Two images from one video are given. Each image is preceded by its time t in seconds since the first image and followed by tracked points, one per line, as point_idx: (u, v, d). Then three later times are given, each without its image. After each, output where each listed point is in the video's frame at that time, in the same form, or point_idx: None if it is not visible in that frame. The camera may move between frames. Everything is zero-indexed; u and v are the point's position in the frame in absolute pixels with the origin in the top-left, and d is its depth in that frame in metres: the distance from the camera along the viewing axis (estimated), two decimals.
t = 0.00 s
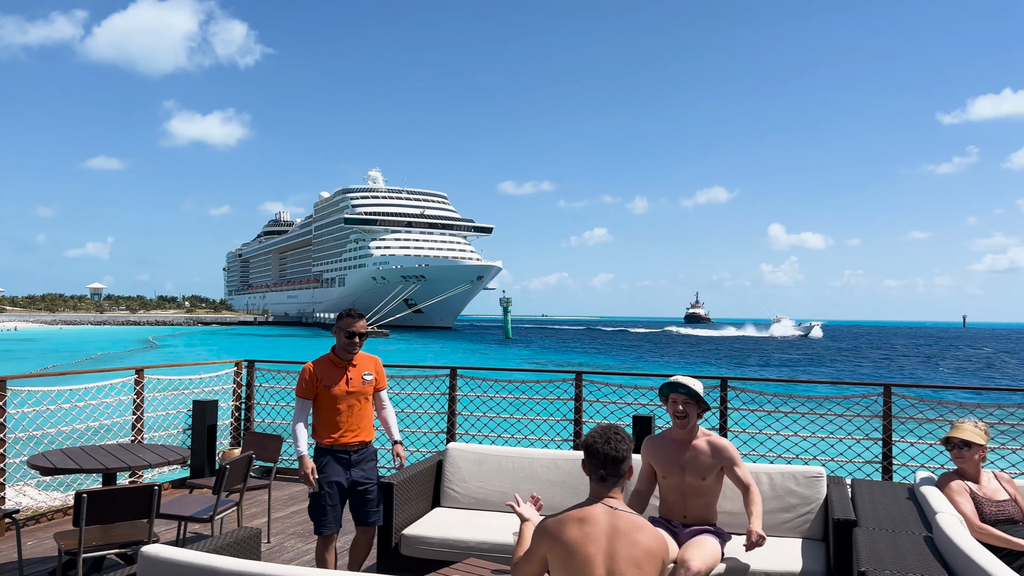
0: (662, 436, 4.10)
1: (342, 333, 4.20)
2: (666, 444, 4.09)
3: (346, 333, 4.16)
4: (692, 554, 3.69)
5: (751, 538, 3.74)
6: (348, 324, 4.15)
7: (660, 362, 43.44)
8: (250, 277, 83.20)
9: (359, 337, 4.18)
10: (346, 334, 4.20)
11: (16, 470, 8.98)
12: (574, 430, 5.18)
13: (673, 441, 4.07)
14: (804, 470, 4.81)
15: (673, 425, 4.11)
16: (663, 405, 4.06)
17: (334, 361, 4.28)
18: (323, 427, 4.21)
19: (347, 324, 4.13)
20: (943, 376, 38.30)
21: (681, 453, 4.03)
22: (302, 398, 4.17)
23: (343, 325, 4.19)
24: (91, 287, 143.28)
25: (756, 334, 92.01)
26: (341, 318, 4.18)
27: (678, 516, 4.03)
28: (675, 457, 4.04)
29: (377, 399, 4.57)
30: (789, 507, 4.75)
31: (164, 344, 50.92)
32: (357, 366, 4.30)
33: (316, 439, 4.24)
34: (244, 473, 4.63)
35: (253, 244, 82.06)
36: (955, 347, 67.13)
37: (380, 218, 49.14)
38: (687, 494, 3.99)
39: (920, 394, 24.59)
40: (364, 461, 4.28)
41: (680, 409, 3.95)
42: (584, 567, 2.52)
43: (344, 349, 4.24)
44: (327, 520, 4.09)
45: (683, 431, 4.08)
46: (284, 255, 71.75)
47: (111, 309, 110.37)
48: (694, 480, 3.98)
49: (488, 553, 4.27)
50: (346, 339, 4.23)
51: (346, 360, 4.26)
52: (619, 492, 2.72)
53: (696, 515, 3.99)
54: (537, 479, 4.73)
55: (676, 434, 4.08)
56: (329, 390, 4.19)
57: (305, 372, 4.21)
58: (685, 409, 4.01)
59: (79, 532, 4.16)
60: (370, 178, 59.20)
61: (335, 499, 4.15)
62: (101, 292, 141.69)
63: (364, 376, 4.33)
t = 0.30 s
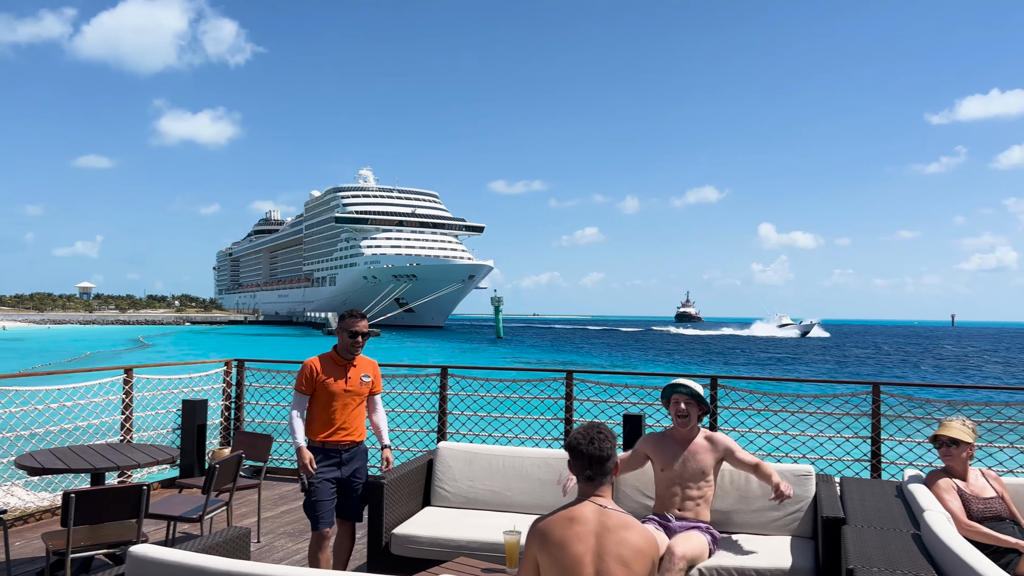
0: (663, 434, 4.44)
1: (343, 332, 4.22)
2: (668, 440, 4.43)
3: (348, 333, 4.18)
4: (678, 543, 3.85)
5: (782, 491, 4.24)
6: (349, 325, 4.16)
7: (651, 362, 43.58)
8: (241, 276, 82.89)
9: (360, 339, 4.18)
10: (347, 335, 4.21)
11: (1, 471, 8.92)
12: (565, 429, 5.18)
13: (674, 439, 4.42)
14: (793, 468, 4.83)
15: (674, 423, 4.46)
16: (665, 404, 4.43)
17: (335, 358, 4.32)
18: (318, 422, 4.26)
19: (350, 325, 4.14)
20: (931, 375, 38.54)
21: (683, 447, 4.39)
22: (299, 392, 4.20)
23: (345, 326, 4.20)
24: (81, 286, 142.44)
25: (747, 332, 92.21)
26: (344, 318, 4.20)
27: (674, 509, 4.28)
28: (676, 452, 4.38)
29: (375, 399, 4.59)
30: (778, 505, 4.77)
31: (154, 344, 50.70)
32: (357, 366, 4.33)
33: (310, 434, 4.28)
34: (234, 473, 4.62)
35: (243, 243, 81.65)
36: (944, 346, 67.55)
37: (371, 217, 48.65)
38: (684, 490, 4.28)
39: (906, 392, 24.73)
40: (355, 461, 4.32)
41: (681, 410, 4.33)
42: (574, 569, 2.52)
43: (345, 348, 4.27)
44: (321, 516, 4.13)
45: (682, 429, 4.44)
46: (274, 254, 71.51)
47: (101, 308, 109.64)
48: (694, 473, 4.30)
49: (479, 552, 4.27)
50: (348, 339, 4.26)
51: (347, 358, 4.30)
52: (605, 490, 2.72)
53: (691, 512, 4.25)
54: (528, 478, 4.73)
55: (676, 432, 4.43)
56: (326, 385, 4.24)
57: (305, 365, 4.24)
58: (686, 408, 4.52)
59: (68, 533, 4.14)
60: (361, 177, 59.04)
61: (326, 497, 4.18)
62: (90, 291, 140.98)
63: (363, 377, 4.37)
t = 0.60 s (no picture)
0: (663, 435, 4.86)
1: (334, 335, 4.15)
2: (666, 441, 4.86)
3: (341, 338, 4.13)
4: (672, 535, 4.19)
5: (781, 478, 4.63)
6: (342, 330, 4.10)
7: (641, 360, 43.70)
8: (230, 275, 82.55)
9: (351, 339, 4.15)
10: (339, 338, 4.15)
11: None
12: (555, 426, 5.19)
13: (672, 440, 4.84)
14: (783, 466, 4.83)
15: (669, 426, 4.91)
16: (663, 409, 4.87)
17: (324, 359, 4.27)
18: (311, 421, 4.27)
19: (344, 331, 4.08)
20: (918, 373, 38.79)
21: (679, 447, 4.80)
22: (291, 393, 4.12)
23: (336, 330, 4.13)
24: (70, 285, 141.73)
25: (737, 332, 92.42)
26: (336, 323, 4.12)
27: (666, 502, 4.60)
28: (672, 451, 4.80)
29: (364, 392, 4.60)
30: (768, 505, 4.78)
31: (143, 343, 50.45)
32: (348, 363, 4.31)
33: (303, 431, 4.29)
34: (222, 472, 4.59)
35: (233, 242, 81.27)
36: (932, 344, 67.94)
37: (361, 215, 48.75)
38: (678, 483, 4.64)
39: (892, 390, 24.86)
40: (350, 457, 4.35)
41: (679, 413, 4.76)
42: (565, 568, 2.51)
43: (335, 351, 4.21)
44: (315, 513, 4.13)
45: (678, 431, 4.87)
46: (264, 253, 71.22)
47: (89, 307, 108.80)
48: (688, 467, 4.69)
49: (469, 550, 4.27)
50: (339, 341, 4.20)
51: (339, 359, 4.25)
52: (593, 487, 2.73)
53: (683, 506, 4.57)
54: (519, 476, 4.73)
55: (673, 433, 4.87)
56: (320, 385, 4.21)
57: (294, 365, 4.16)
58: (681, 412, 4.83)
59: (55, 533, 4.11)
60: (352, 176, 58.91)
61: (321, 494, 4.19)
62: (79, 291, 140.29)
63: (353, 372, 4.36)
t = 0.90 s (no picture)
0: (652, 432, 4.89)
1: (320, 326, 4.18)
2: (655, 437, 4.90)
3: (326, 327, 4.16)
4: (658, 539, 4.17)
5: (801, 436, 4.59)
6: (327, 320, 4.13)
7: (632, 359, 43.85)
8: (220, 274, 82.15)
9: (338, 332, 4.18)
10: (325, 328, 4.19)
11: None
12: (546, 424, 5.19)
13: (661, 436, 4.89)
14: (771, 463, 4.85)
15: (659, 422, 4.95)
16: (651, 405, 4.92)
17: (311, 353, 4.29)
18: (302, 419, 4.25)
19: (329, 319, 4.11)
20: (906, 370, 39.10)
21: (667, 443, 4.84)
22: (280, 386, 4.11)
23: (321, 321, 4.17)
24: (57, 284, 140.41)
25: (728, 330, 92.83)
26: (321, 314, 4.15)
27: (654, 498, 4.59)
28: (661, 447, 4.83)
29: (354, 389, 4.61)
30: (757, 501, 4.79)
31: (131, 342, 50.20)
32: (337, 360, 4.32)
33: (294, 430, 4.27)
34: (211, 471, 4.57)
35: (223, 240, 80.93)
36: (920, 342, 68.51)
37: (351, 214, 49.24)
38: (666, 478, 4.65)
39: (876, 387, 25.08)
40: (342, 455, 4.34)
41: (667, 410, 4.82)
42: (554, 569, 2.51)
43: (322, 343, 4.25)
44: (305, 512, 4.12)
45: (666, 427, 4.92)
46: (253, 251, 70.96)
47: (78, 306, 108.05)
48: (676, 461, 4.72)
49: (458, 548, 4.28)
50: (325, 332, 4.24)
51: (326, 352, 4.28)
52: (581, 484, 2.75)
53: (671, 502, 4.56)
54: (509, 475, 4.73)
55: (661, 429, 4.92)
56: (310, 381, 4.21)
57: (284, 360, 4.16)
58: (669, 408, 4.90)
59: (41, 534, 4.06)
60: (342, 174, 58.78)
61: (312, 492, 4.18)
62: (67, 289, 139.14)
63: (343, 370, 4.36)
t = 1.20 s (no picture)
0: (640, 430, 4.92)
1: (311, 324, 4.17)
2: (644, 435, 4.93)
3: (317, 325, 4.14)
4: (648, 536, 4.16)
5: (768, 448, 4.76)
6: (317, 319, 4.11)
7: (621, 357, 44.04)
8: (208, 272, 81.76)
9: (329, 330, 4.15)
10: (314, 327, 4.17)
11: None
12: (535, 422, 5.19)
13: (648, 434, 4.91)
14: (759, 461, 4.86)
15: (647, 420, 4.98)
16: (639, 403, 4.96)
17: (303, 352, 4.27)
18: (292, 418, 4.23)
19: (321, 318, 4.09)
20: (890, 368, 39.50)
21: (656, 442, 4.87)
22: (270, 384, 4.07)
23: (311, 319, 4.16)
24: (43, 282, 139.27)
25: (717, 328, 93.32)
26: (311, 311, 4.13)
27: (642, 495, 4.60)
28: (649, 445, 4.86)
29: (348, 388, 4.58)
30: (745, 499, 4.80)
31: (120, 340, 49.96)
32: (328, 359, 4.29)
33: (284, 429, 4.24)
34: (199, 470, 4.55)
35: (211, 238, 80.54)
36: (907, 340, 69.05)
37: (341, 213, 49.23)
38: (654, 475, 4.66)
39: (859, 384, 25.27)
40: (331, 454, 4.33)
41: (654, 408, 4.86)
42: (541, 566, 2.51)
43: (314, 341, 4.22)
44: (295, 512, 4.10)
45: (654, 425, 4.94)
46: (242, 250, 70.67)
47: (64, 305, 107.27)
48: (664, 458, 4.74)
49: (446, 547, 4.28)
50: (316, 331, 4.22)
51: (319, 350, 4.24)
52: (572, 483, 2.76)
53: (659, 498, 4.58)
54: (498, 473, 4.73)
55: (649, 428, 4.95)
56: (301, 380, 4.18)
57: (276, 359, 4.13)
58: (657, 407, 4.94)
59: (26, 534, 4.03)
60: (331, 172, 58.67)
61: (302, 492, 4.16)
62: (52, 287, 138.08)
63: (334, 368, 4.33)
